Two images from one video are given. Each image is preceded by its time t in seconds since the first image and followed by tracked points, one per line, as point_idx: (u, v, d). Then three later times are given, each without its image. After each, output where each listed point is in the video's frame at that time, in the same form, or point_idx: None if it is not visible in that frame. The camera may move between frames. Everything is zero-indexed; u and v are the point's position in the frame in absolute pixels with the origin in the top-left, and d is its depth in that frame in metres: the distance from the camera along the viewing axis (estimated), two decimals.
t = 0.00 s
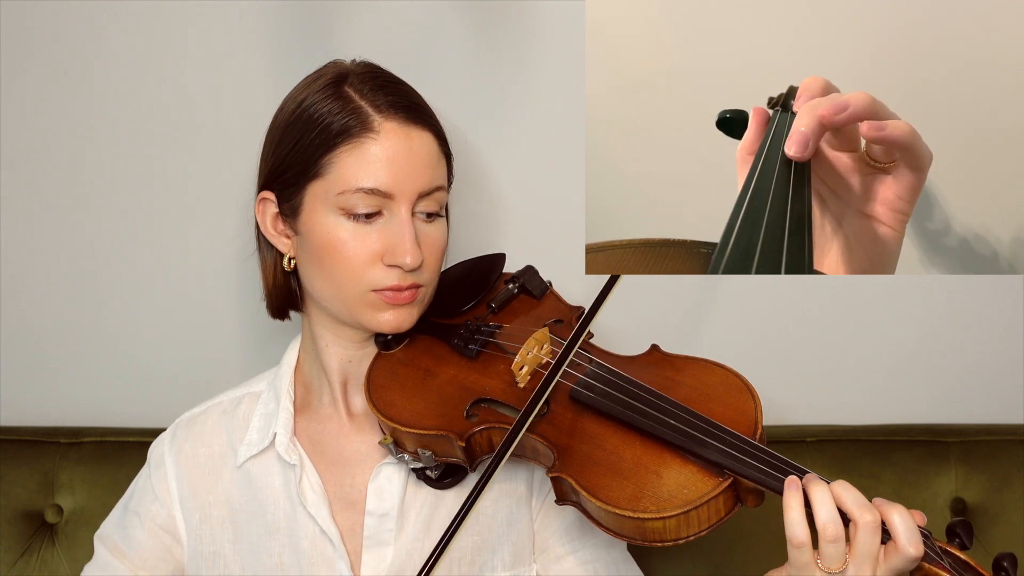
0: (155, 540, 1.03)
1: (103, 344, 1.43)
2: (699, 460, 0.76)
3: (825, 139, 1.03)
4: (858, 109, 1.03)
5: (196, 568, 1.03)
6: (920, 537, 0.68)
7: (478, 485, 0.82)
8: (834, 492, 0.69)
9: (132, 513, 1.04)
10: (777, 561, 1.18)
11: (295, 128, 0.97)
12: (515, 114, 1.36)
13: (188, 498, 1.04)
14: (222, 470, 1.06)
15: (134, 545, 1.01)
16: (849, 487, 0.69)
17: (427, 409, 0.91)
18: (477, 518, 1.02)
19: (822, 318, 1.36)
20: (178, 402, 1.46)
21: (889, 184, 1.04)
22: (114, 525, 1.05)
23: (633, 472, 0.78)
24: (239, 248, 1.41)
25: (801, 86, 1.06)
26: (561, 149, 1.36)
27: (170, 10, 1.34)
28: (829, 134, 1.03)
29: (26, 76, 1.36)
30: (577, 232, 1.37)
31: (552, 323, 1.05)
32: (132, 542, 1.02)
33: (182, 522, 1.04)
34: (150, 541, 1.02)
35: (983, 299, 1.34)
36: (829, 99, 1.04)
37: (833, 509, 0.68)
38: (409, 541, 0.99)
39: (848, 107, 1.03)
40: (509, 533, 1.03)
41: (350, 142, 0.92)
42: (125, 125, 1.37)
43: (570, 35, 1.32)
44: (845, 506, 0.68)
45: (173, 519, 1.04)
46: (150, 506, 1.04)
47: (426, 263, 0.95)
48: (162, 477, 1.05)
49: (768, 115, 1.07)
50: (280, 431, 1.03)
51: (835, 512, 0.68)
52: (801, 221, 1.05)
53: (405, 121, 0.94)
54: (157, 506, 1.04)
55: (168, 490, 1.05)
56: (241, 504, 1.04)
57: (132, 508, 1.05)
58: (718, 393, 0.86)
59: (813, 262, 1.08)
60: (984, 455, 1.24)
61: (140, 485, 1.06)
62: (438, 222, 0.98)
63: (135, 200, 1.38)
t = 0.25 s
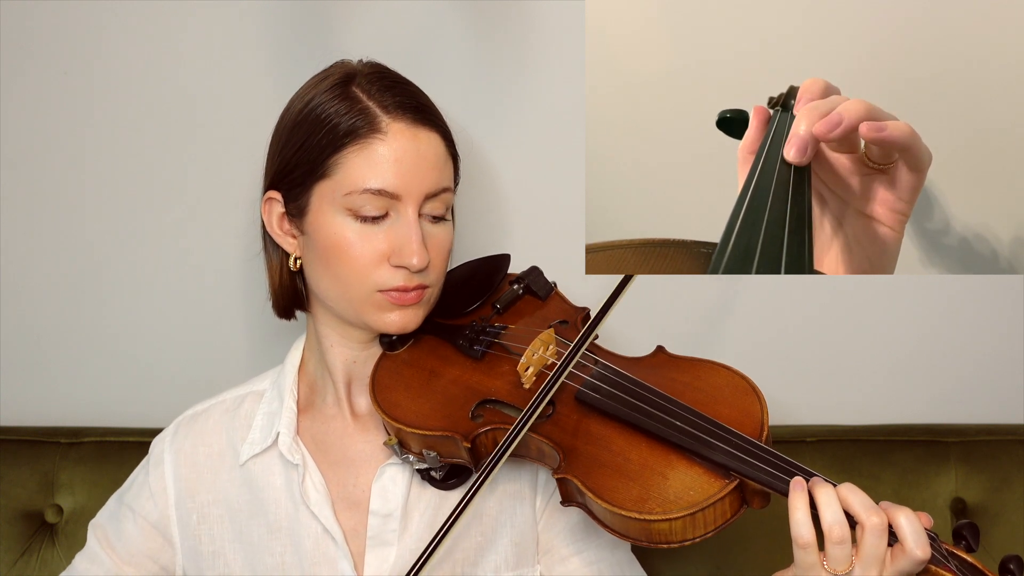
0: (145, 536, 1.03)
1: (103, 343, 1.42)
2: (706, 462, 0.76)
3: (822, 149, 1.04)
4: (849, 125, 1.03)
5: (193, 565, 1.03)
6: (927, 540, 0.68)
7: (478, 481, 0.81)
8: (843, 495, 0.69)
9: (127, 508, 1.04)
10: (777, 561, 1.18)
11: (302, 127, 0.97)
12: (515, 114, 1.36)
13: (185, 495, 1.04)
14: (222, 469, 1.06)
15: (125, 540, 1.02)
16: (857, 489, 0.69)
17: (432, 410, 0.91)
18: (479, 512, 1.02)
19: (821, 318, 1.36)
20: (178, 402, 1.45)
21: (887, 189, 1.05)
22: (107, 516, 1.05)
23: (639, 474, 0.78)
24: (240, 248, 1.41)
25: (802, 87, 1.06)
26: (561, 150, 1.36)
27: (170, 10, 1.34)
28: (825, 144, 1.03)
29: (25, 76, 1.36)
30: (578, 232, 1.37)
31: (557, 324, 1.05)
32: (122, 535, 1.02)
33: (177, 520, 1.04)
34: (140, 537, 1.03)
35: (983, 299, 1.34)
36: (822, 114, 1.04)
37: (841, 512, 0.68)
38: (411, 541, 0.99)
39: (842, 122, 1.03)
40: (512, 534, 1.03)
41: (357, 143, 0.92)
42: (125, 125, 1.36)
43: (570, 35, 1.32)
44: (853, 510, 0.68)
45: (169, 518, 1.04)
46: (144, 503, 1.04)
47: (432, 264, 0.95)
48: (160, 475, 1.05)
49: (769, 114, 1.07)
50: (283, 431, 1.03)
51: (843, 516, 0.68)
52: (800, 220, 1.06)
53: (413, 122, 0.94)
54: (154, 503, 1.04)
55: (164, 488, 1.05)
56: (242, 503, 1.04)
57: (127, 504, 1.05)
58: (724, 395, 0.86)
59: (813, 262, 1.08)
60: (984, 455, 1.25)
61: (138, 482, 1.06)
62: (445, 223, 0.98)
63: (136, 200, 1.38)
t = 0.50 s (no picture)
0: (145, 541, 1.03)
1: (103, 343, 1.43)
2: (705, 461, 0.76)
3: (823, 146, 1.02)
4: (853, 120, 1.02)
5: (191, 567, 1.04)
6: (926, 539, 0.68)
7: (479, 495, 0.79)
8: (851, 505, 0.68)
9: (127, 511, 1.04)
10: (776, 560, 1.18)
11: (302, 128, 0.97)
12: (515, 114, 1.36)
13: (184, 497, 1.04)
14: (221, 470, 1.06)
15: (125, 543, 1.02)
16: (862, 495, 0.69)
17: (431, 410, 0.91)
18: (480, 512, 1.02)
19: (821, 318, 1.36)
20: (178, 402, 1.45)
21: (888, 187, 1.04)
22: (107, 519, 1.06)
23: (638, 473, 0.78)
24: (240, 248, 1.41)
25: (801, 86, 1.06)
26: (561, 150, 1.36)
27: (170, 10, 1.34)
28: (827, 142, 1.02)
29: (25, 76, 1.36)
30: (578, 232, 1.37)
31: (557, 323, 1.05)
32: (122, 538, 1.03)
33: (176, 523, 1.04)
34: (139, 540, 1.03)
35: (983, 299, 1.34)
36: (824, 112, 1.03)
37: (856, 532, 0.67)
38: (410, 542, 0.99)
39: (844, 117, 1.02)
40: (513, 534, 1.03)
41: (358, 143, 0.92)
42: (125, 125, 1.37)
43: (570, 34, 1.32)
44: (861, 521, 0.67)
45: (168, 520, 1.04)
46: (144, 506, 1.04)
47: (432, 264, 0.95)
48: (159, 477, 1.05)
49: (769, 113, 1.07)
50: (282, 432, 1.03)
51: (860, 536, 0.67)
52: (800, 216, 1.03)
53: (413, 122, 0.94)
54: (153, 506, 1.04)
55: (163, 490, 1.05)
56: (241, 504, 1.04)
57: (127, 506, 1.05)
58: (723, 395, 0.86)
59: (813, 261, 1.05)
60: (984, 455, 1.25)
61: (137, 485, 1.06)
62: (445, 224, 0.98)
63: (135, 200, 1.38)
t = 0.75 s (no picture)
0: (149, 546, 1.03)
1: (103, 343, 1.43)
2: (698, 460, 0.76)
3: (838, 119, 1.03)
4: (876, 101, 1.03)
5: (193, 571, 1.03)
6: (919, 538, 0.68)
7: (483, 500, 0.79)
8: (846, 506, 0.68)
9: (128, 518, 1.04)
10: (776, 561, 1.18)
11: (294, 129, 0.97)
12: (514, 114, 1.36)
13: (184, 501, 1.04)
14: (220, 473, 1.06)
15: (128, 549, 1.02)
16: (859, 496, 0.68)
17: (425, 409, 0.91)
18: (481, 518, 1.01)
19: (822, 318, 1.36)
20: (177, 403, 1.45)
21: (894, 179, 1.04)
22: (109, 527, 1.05)
23: (632, 473, 0.78)
24: (239, 248, 1.41)
25: (800, 85, 1.06)
26: (561, 149, 1.36)
27: (170, 10, 1.34)
28: (843, 115, 1.03)
29: (26, 76, 1.36)
30: (577, 232, 1.37)
31: (551, 322, 1.04)
32: (126, 546, 1.02)
33: (177, 527, 1.04)
34: (142, 546, 1.03)
35: (984, 298, 1.34)
36: (849, 89, 1.04)
37: (852, 535, 0.67)
38: (407, 542, 0.99)
39: (867, 98, 1.03)
40: (509, 535, 1.03)
41: (349, 144, 0.92)
42: (125, 125, 1.37)
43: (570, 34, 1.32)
44: (860, 525, 0.67)
45: (171, 525, 1.04)
46: (145, 512, 1.04)
47: (425, 264, 0.95)
48: (159, 482, 1.05)
49: (769, 112, 1.07)
50: (278, 433, 1.03)
51: (855, 541, 0.66)
52: (800, 218, 1.04)
53: (404, 122, 0.94)
54: (154, 511, 1.04)
55: (163, 494, 1.05)
56: (239, 507, 1.04)
57: (127, 512, 1.05)
58: (718, 392, 0.86)
59: (813, 261, 1.07)
60: (985, 455, 1.24)
61: (137, 490, 1.06)
62: (437, 223, 0.98)
63: (135, 200, 1.38)
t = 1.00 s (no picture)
0: (158, 544, 1.03)
1: (103, 343, 1.43)
2: (695, 458, 0.76)
3: (842, 116, 1.03)
4: (882, 100, 1.03)
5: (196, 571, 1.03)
6: (915, 533, 0.68)
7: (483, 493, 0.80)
8: (840, 501, 0.68)
9: (134, 519, 1.04)
10: (776, 561, 1.18)
11: (288, 129, 0.97)
12: (514, 113, 1.36)
13: (186, 501, 1.04)
14: (220, 474, 1.06)
15: (137, 550, 1.02)
16: (853, 492, 0.68)
17: (423, 409, 0.91)
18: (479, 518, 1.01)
19: (821, 318, 1.36)
20: (177, 403, 1.45)
21: (898, 179, 1.03)
22: (116, 531, 1.05)
23: (629, 471, 0.78)
24: (239, 248, 1.41)
25: (801, 83, 1.06)
26: (561, 149, 1.36)
27: (170, 10, 1.34)
28: (847, 112, 1.03)
29: (26, 76, 1.36)
30: (577, 232, 1.37)
31: (548, 321, 1.04)
32: (133, 548, 1.02)
33: (181, 527, 1.04)
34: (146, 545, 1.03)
35: (984, 298, 1.34)
36: (853, 87, 1.04)
37: (845, 530, 0.66)
38: (406, 542, 0.99)
39: (873, 96, 1.03)
40: (507, 534, 1.03)
41: (343, 143, 0.92)
42: (125, 125, 1.37)
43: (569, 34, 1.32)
44: (854, 519, 0.67)
45: (175, 524, 1.04)
46: (150, 512, 1.04)
47: (421, 263, 0.95)
48: (162, 482, 1.06)
49: (770, 111, 1.07)
50: (277, 433, 1.03)
51: (848, 535, 0.66)
52: (803, 216, 1.02)
53: (398, 121, 0.94)
54: (159, 511, 1.04)
55: (167, 494, 1.05)
56: (239, 507, 1.04)
57: (132, 514, 1.05)
58: (715, 389, 0.86)
59: (817, 259, 1.05)
60: (984, 455, 1.24)
61: (139, 491, 1.06)
62: (432, 222, 0.98)
63: (135, 200, 1.39)
